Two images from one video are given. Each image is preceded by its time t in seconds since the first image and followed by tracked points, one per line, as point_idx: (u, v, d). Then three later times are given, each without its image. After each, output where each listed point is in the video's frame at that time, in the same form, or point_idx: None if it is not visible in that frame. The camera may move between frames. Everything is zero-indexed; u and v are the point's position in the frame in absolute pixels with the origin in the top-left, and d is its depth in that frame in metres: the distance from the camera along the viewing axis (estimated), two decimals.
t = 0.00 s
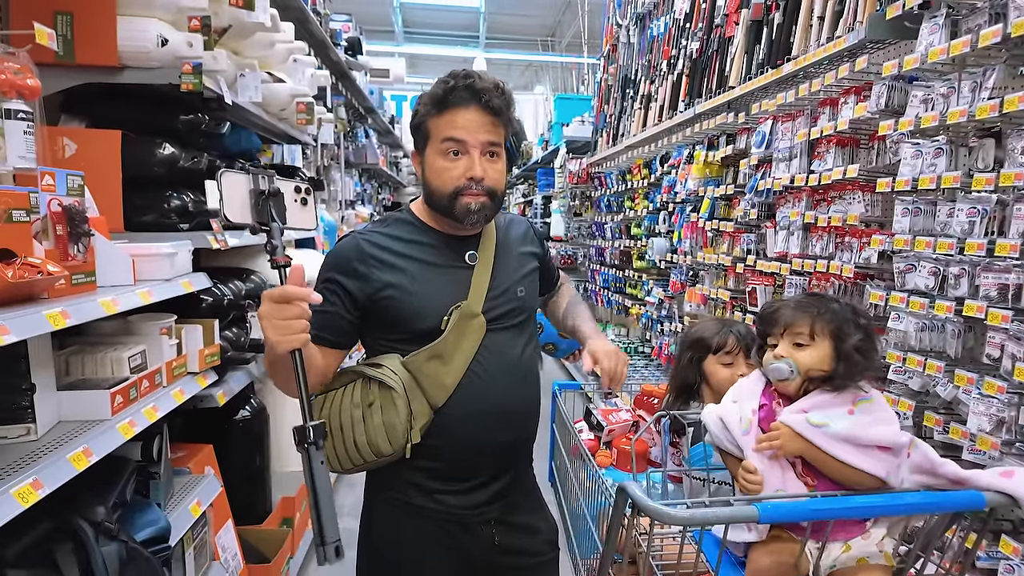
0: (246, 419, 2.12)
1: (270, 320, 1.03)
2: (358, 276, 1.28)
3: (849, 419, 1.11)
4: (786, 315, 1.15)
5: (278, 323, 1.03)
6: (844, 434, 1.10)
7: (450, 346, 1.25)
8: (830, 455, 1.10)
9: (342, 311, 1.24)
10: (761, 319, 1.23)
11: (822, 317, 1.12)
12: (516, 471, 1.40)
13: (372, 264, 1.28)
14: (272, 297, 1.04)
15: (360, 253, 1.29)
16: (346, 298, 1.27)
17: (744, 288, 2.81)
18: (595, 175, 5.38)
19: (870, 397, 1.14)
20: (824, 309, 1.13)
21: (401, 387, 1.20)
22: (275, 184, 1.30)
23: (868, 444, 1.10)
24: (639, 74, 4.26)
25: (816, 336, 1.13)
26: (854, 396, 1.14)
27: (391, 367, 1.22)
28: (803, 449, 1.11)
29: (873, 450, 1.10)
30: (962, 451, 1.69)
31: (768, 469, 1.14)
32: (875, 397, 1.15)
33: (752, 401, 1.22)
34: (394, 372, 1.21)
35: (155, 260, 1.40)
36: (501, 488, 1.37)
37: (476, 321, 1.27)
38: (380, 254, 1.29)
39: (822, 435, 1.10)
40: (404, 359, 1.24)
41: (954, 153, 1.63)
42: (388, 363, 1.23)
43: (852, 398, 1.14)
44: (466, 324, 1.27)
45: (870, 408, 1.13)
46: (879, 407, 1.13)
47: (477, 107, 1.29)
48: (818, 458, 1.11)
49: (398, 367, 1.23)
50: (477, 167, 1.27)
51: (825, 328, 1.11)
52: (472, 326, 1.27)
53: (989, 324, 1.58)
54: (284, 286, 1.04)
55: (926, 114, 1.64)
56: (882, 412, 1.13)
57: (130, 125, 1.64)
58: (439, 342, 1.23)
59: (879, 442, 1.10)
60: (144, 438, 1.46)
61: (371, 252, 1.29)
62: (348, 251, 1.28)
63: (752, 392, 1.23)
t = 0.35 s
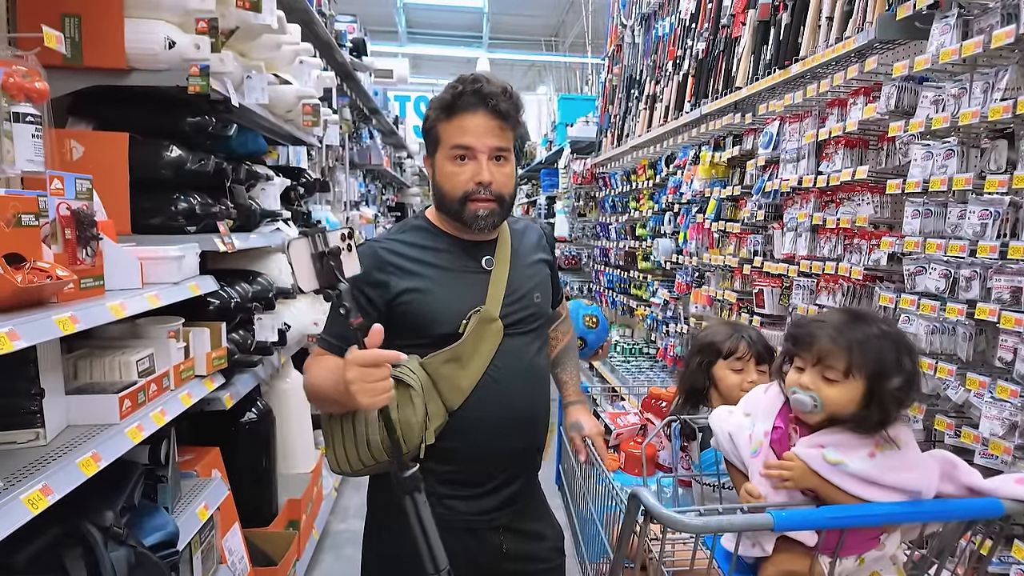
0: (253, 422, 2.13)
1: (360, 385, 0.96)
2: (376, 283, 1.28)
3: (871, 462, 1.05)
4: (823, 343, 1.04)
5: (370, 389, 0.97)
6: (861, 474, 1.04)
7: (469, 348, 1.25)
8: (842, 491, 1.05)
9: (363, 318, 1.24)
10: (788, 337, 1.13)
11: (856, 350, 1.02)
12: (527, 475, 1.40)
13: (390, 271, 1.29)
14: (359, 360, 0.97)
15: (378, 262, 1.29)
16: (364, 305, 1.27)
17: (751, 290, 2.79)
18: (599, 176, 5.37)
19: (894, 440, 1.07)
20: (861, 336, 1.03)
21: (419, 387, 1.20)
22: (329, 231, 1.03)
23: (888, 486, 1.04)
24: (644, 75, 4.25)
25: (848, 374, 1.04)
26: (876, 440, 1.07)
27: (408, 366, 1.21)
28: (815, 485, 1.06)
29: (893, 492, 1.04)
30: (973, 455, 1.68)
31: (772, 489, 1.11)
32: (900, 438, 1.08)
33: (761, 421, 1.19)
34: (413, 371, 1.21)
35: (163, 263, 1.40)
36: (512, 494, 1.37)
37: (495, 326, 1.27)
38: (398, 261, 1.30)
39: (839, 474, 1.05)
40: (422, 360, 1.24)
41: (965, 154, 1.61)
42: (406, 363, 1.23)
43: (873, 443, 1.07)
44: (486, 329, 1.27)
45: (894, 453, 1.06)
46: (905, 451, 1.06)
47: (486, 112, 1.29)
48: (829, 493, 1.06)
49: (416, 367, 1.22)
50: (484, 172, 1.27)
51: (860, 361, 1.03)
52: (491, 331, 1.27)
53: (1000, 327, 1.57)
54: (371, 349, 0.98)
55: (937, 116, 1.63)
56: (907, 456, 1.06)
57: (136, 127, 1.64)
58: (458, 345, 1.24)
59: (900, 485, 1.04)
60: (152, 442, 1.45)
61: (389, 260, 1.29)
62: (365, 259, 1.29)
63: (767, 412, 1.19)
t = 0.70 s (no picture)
0: (254, 421, 2.12)
1: (412, 405, 1.05)
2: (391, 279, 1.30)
3: (871, 452, 1.05)
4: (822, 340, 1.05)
5: (421, 409, 1.06)
6: (860, 464, 1.04)
7: (479, 347, 1.28)
8: (840, 479, 1.05)
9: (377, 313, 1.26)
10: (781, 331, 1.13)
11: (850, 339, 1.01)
12: (528, 472, 1.42)
13: (405, 268, 1.30)
14: (411, 381, 1.05)
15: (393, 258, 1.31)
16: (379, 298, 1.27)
17: (752, 289, 2.79)
18: (599, 176, 5.37)
19: (892, 431, 1.08)
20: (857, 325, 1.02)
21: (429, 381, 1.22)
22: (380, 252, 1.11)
23: (888, 477, 1.04)
24: (644, 74, 4.24)
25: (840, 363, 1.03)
26: (874, 428, 1.08)
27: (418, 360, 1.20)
28: (813, 475, 1.06)
29: (892, 483, 1.04)
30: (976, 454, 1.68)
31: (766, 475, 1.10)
32: (900, 428, 1.09)
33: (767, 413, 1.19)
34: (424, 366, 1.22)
35: (164, 261, 1.39)
36: (511, 491, 1.39)
37: (504, 326, 1.30)
38: (413, 257, 1.31)
39: (835, 463, 1.04)
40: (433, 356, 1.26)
41: (967, 153, 1.61)
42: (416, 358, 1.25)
43: (871, 431, 1.07)
44: (495, 329, 1.29)
45: (891, 442, 1.06)
46: (904, 442, 1.07)
47: (495, 112, 1.29)
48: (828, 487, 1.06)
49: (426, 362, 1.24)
50: (490, 169, 1.27)
51: (852, 352, 1.01)
52: (500, 332, 1.30)
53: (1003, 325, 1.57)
54: (421, 370, 1.06)
55: (938, 114, 1.63)
56: (905, 447, 1.06)
57: (137, 126, 1.64)
58: (468, 343, 1.26)
59: (900, 476, 1.04)
60: (153, 441, 1.45)
61: (404, 256, 1.31)
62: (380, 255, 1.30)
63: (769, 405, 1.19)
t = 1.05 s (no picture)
0: (257, 420, 2.12)
1: (466, 411, 1.13)
2: (398, 277, 1.30)
3: (812, 425, 1.05)
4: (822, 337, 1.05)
5: (472, 414, 1.14)
6: (800, 434, 1.05)
7: (486, 345, 1.28)
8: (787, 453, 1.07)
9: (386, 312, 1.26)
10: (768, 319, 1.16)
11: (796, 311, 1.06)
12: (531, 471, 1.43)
13: (412, 266, 1.31)
14: (465, 389, 1.13)
15: (400, 255, 1.31)
16: (386, 298, 1.28)
17: (754, 289, 2.79)
18: (601, 176, 5.36)
19: (842, 406, 1.06)
20: (808, 302, 1.07)
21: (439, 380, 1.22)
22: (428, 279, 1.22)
23: (830, 451, 1.04)
24: (646, 74, 4.24)
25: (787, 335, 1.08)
26: (822, 401, 1.07)
27: (427, 359, 1.24)
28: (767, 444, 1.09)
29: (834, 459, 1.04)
30: (980, 453, 1.67)
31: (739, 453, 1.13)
32: (849, 405, 1.06)
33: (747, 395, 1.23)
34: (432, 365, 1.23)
35: (168, 261, 1.40)
36: (516, 488, 1.41)
37: (509, 324, 1.30)
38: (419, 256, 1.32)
39: (780, 431, 1.07)
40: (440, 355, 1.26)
41: (971, 151, 1.61)
42: (423, 357, 1.25)
43: (818, 402, 1.07)
44: (500, 326, 1.30)
45: (840, 418, 1.05)
46: (852, 419, 1.05)
47: (494, 109, 1.29)
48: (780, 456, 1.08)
49: (434, 361, 1.24)
50: (490, 166, 1.27)
51: (794, 324, 1.06)
52: (506, 329, 1.30)
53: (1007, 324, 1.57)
54: (474, 379, 1.14)
55: (943, 113, 1.63)
56: (853, 424, 1.04)
57: (141, 126, 1.64)
58: (477, 342, 1.27)
59: (842, 452, 1.03)
60: (157, 440, 1.45)
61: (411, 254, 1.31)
62: (387, 252, 1.30)
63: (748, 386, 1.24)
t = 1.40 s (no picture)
0: (261, 422, 2.11)
1: (479, 417, 1.12)
2: (403, 276, 1.28)
3: (798, 412, 1.04)
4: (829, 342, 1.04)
5: (485, 419, 1.13)
6: (790, 419, 1.05)
7: (490, 342, 1.26)
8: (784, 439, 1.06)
9: (392, 312, 1.25)
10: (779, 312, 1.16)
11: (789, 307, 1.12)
12: (539, 472, 1.42)
13: (416, 265, 1.29)
14: (478, 395, 1.11)
15: (404, 255, 1.29)
16: (391, 298, 1.27)
17: (762, 289, 2.76)
18: (607, 175, 5.34)
19: (831, 397, 1.01)
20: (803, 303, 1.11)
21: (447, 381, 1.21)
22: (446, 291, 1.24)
23: (808, 436, 1.01)
24: (652, 73, 4.21)
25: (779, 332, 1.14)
26: (813, 391, 1.04)
27: (434, 360, 1.23)
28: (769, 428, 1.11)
29: (807, 442, 1.01)
30: (994, 456, 1.65)
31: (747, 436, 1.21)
32: (836, 396, 1.00)
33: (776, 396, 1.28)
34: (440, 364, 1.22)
35: (173, 262, 1.39)
36: (524, 491, 1.39)
37: (513, 321, 1.28)
38: (424, 255, 1.30)
39: (778, 416, 1.08)
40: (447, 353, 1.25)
41: (986, 151, 1.58)
42: (430, 357, 1.24)
43: (812, 393, 1.04)
44: (505, 324, 1.28)
45: (826, 408, 1.00)
46: (836, 410, 0.99)
47: (496, 109, 1.27)
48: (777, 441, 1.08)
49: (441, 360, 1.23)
50: (493, 166, 1.25)
51: (784, 321, 1.12)
52: (511, 326, 1.28)
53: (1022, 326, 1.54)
54: (488, 386, 1.12)
55: (957, 111, 1.60)
56: (834, 415, 0.99)
57: (146, 127, 1.63)
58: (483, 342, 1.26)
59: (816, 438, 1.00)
60: (161, 443, 1.44)
61: (415, 253, 1.30)
62: (391, 251, 1.28)
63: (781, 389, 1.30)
